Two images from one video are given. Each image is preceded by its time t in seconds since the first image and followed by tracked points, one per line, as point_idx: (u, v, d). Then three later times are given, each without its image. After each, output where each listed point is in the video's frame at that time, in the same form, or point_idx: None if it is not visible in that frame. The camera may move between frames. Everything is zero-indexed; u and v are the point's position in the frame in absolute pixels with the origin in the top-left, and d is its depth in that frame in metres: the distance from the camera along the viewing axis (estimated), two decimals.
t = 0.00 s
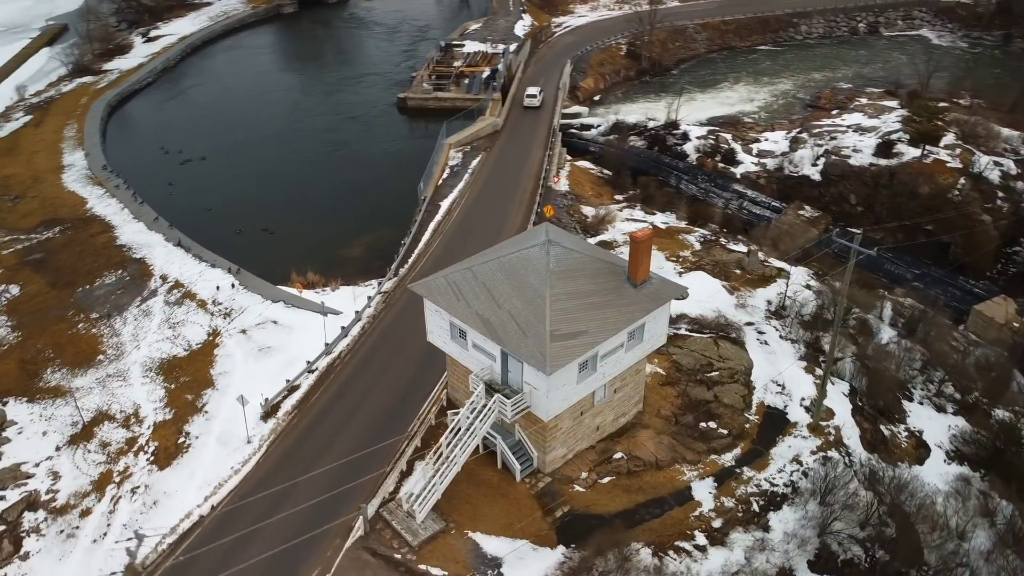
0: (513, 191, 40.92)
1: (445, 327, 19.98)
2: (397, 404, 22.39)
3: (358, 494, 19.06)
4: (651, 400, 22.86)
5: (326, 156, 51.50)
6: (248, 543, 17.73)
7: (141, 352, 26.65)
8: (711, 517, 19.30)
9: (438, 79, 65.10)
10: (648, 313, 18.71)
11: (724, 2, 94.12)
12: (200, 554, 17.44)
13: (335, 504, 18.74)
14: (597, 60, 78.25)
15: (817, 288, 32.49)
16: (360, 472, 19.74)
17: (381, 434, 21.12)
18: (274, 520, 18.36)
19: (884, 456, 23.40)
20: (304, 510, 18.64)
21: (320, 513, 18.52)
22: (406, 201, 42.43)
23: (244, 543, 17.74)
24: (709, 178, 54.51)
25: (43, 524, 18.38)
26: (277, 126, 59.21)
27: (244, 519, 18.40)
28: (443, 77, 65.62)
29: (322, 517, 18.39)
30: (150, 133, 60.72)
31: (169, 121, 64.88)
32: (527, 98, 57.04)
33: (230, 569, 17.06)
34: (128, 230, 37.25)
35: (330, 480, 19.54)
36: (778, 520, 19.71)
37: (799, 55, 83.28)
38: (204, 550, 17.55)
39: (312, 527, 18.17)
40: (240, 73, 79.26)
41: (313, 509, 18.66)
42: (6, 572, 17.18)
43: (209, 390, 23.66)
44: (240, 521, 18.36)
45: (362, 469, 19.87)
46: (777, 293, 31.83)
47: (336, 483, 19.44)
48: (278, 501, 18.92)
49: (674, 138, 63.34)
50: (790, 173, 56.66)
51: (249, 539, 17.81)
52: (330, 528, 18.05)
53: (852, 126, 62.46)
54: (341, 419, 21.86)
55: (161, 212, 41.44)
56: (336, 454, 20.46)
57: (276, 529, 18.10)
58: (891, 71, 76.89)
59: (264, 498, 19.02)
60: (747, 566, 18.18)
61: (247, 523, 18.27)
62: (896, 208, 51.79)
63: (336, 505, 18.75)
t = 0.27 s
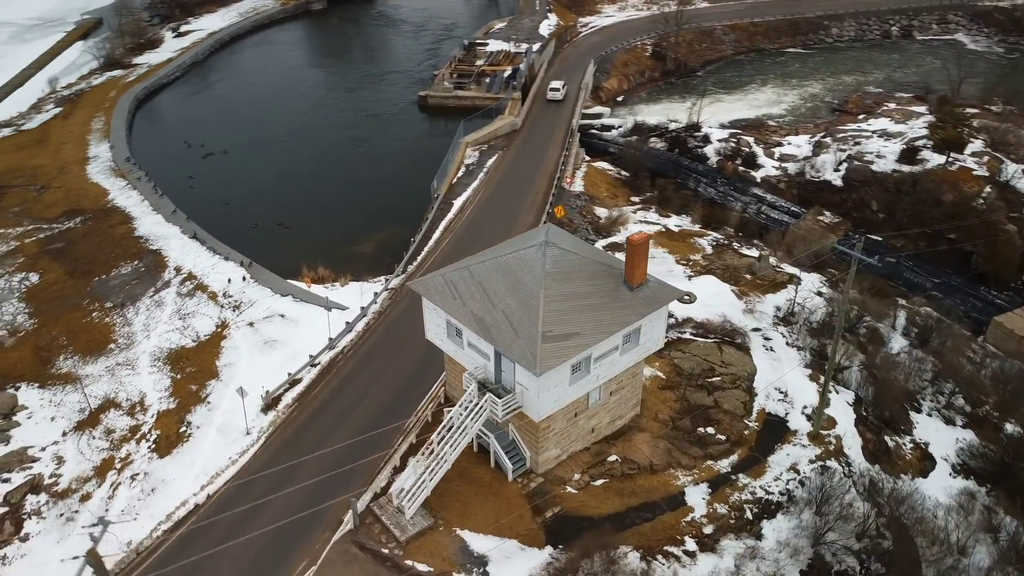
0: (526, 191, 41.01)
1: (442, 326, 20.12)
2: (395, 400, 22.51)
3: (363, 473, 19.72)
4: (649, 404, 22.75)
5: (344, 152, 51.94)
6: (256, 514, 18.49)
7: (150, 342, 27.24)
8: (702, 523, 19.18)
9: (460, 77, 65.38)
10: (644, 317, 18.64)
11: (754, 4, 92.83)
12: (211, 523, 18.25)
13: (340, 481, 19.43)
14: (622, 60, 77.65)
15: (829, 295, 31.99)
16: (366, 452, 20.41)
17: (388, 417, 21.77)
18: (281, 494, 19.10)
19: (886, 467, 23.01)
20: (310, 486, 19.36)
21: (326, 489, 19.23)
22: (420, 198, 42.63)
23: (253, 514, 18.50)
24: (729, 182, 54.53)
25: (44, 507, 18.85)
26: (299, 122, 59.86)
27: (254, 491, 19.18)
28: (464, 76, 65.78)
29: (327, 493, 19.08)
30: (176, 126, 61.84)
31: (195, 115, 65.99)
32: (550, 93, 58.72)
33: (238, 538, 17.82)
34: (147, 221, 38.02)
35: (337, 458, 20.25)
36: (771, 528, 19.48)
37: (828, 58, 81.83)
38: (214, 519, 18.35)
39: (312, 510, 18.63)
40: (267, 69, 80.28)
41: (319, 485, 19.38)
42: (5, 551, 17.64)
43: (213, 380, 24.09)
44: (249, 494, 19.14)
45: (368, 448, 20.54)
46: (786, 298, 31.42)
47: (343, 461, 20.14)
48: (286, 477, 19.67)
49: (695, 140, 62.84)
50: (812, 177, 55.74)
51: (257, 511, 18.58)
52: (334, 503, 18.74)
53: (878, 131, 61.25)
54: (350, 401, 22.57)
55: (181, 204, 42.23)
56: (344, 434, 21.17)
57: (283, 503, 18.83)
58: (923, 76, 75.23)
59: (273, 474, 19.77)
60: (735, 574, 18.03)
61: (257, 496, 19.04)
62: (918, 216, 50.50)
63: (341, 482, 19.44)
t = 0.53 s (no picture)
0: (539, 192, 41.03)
1: (439, 324, 20.24)
2: (394, 396, 22.52)
3: (370, 453, 20.30)
4: (647, 408, 22.66)
5: (363, 149, 52.31)
6: (266, 489, 19.18)
7: (161, 332, 27.79)
8: (693, 529, 19.05)
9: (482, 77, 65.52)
10: (639, 320, 18.60)
11: (785, 6, 91.63)
12: (223, 496, 18.99)
13: (348, 460, 20.05)
14: (646, 61, 77.12)
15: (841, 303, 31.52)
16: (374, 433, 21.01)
17: (397, 400, 22.35)
18: (291, 471, 19.78)
19: (888, 479, 22.65)
20: (319, 464, 20.01)
21: (335, 467, 19.86)
22: (435, 196, 42.82)
23: (263, 489, 19.21)
24: (748, 186, 52.91)
25: (46, 491, 19.30)
26: (320, 119, 60.43)
27: (266, 467, 19.90)
28: (486, 75, 65.92)
29: (335, 471, 19.71)
30: (201, 121, 62.86)
31: (220, 110, 66.99)
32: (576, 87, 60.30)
33: (248, 511, 18.50)
34: (165, 214, 38.71)
35: (341, 445, 20.62)
36: (764, 537, 19.29)
37: (859, 62, 80.47)
38: (227, 492, 19.09)
39: (304, 503, 18.77)
40: (292, 65, 81.15)
41: (328, 463, 20.01)
42: (6, 532, 18.09)
43: (218, 372, 24.50)
44: (261, 470, 19.86)
45: (364, 444, 20.59)
46: (796, 305, 31.04)
47: (351, 441, 20.77)
48: (297, 455, 20.37)
49: (716, 143, 61.85)
50: (834, 183, 55.01)
51: (267, 486, 19.27)
52: (340, 481, 19.35)
53: (904, 137, 60.26)
54: (361, 384, 23.20)
55: (199, 198, 42.93)
56: (353, 416, 21.81)
57: (293, 479, 19.51)
58: (956, 81, 73.65)
59: (284, 452, 20.48)
60: None
61: (268, 472, 19.74)
62: (939, 225, 49.14)
63: (349, 461, 20.06)
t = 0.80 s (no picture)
0: (553, 193, 40.98)
1: (436, 322, 20.35)
2: (394, 392, 22.68)
3: (375, 437, 20.72)
4: (644, 412, 22.57)
5: (381, 147, 52.64)
6: (274, 469, 19.73)
7: (171, 323, 28.32)
8: (683, 536, 18.95)
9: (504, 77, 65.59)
10: (633, 323, 18.54)
11: (815, 9, 90.36)
12: (232, 475, 19.60)
13: (345, 452, 20.20)
14: (671, 63, 76.54)
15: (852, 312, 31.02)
16: (381, 419, 21.41)
17: (401, 392, 22.64)
18: (299, 453, 20.29)
19: (889, 492, 22.28)
20: (326, 446, 20.48)
21: (341, 450, 20.32)
22: (449, 194, 43.00)
23: (271, 469, 19.75)
24: (768, 191, 51.54)
25: (49, 475, 19.76)
26: (342, 117, 60.98)
27: (275, 449, 20.49)
28: (508, 75, 65.97)
29: (341, 453, 20.15)
30: (226, 116, 63.81)
31: (245, 105, 67.93)
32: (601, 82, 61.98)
33: (255, 490, 19.06)
34: (183, 207, 39.39)
35: (339, 438, 20.81)
36: (756, 545, 19.11)
37: (890, 67, 79.06)
38: (236, 472, 19.70)
39: (299, 493, 18.95)
40: (318, 63, 81.95)
41: (334, 446, 20.48)
42: (8, 515, 18.56)
43: (223, 364, 24.92)
44: (270, 451, 20.43)
45: (361, 437, 20.75)
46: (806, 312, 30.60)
47: (349, 435, 20.93)
48: (305, 438, 20.88)
49: (738, 148, 60.97)
50: (856, 190, 53.94)
51: (275, 466, 19.82)
52: (346, 463, 19.77)
53: (930, 144, 59.20)
54: (362, 380, 23.41)
55: (217, 192, 43.64)
56: (362, 402, 22.28)
57: (299, 461, 20.01)
58: (990, 88, 72.03)
59: (293, 435, 21.04)
60: None
61: (277, 454, 20.30)
62: (961, 233, 48.12)
63: (355, 445, 20.48)
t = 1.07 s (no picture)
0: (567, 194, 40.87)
1: (434, 320, 20.46)
2: (394, 389, 22.89)
3: (382, 423, 21.33)
4: (642, 415, 22.49)
5: (400, 145, 52.96)
6: (284, 451, 20.39)
7: (182, 314, 28.83)
8: (674, 542, 18.86)
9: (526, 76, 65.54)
10: (628, 327, 18.47)
11: (848, 13, 88.83)
12: (244, 455, 20.27)
13: (342, 446, 20.43)
14: (697, 65, 75.82)
15: (864, 321, 30.55)
16: (388, 406, 22.05)
17: (401, 389, 22.85)
18: (308, 436, 20.95)
19: (890, 504, 21.92)
20: (334, 431, 21.12)
21: (339, 444, 20.55)
22: (464, 193, 43.13)
23: (281, 451, 20.40)
24: (788, 196, 50.80)
25: (54, 459, 20.27)
26: (363, 115, 61.48)
27: (285, 432, 21.16)
28: (530, 75, 65.91)
29: (348, 437, 20.79)
30: (250, 112, 64.73)
31: (270, 101, 68.82)
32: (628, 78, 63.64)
33: (253, 480, 19.35)
34: (202, 200, 40.06)
35: (337, 432, 21.05)
36: (747, 554, 18.94)
37: (922, 72, 77.44)
38: (240, 457, 20.18)
39: (295, 484, 19.19)
40: (343, 60, 82.63)
41: (342, 430, 21.12)
42: (12, 496, 19.07)
43: (229, 356, 25.34)
44: (280, 434, 21.11)
45: (360, 432, 20.98)
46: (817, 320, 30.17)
47: (348, 429, 21.20)
48: (305, 431, 21.17)
49: (760, 152, 60.13)
50: (879, 197, 52.46)
51: (285, 448, 20.48)
52: (353, 446, 20.38)
53: (958, 151, 57.97)
54: (363, 376, 23.67)
55: (236, 187, 44.31)
56: (369, 390, 22.93)
57: (303, 449, 20.45)
58: None
59: (303, 419, 21.73)
60: None
61: (287, 437, 20.97)
62: (985, 244, 47.26)
63: (362, 430, 21.12)
